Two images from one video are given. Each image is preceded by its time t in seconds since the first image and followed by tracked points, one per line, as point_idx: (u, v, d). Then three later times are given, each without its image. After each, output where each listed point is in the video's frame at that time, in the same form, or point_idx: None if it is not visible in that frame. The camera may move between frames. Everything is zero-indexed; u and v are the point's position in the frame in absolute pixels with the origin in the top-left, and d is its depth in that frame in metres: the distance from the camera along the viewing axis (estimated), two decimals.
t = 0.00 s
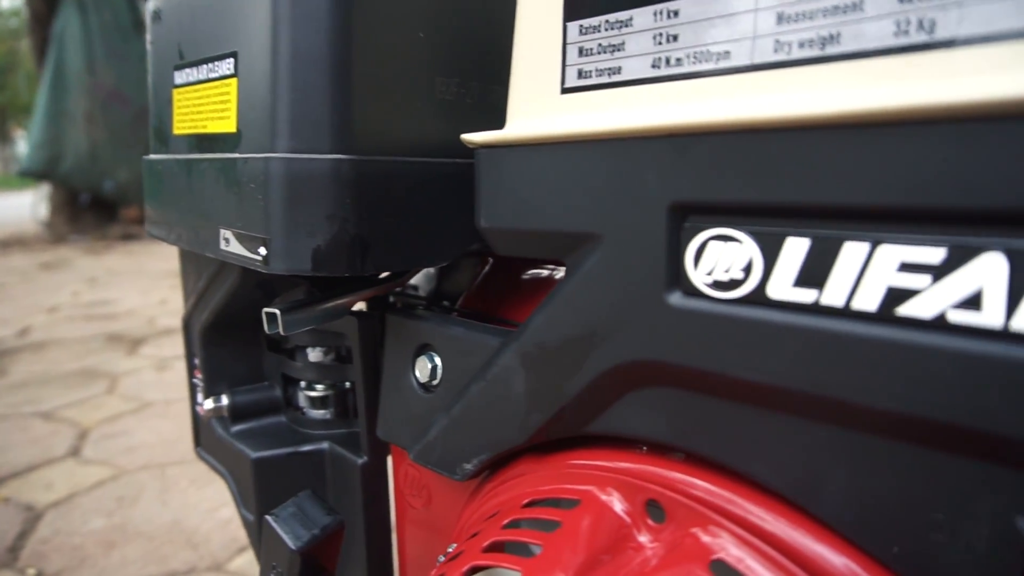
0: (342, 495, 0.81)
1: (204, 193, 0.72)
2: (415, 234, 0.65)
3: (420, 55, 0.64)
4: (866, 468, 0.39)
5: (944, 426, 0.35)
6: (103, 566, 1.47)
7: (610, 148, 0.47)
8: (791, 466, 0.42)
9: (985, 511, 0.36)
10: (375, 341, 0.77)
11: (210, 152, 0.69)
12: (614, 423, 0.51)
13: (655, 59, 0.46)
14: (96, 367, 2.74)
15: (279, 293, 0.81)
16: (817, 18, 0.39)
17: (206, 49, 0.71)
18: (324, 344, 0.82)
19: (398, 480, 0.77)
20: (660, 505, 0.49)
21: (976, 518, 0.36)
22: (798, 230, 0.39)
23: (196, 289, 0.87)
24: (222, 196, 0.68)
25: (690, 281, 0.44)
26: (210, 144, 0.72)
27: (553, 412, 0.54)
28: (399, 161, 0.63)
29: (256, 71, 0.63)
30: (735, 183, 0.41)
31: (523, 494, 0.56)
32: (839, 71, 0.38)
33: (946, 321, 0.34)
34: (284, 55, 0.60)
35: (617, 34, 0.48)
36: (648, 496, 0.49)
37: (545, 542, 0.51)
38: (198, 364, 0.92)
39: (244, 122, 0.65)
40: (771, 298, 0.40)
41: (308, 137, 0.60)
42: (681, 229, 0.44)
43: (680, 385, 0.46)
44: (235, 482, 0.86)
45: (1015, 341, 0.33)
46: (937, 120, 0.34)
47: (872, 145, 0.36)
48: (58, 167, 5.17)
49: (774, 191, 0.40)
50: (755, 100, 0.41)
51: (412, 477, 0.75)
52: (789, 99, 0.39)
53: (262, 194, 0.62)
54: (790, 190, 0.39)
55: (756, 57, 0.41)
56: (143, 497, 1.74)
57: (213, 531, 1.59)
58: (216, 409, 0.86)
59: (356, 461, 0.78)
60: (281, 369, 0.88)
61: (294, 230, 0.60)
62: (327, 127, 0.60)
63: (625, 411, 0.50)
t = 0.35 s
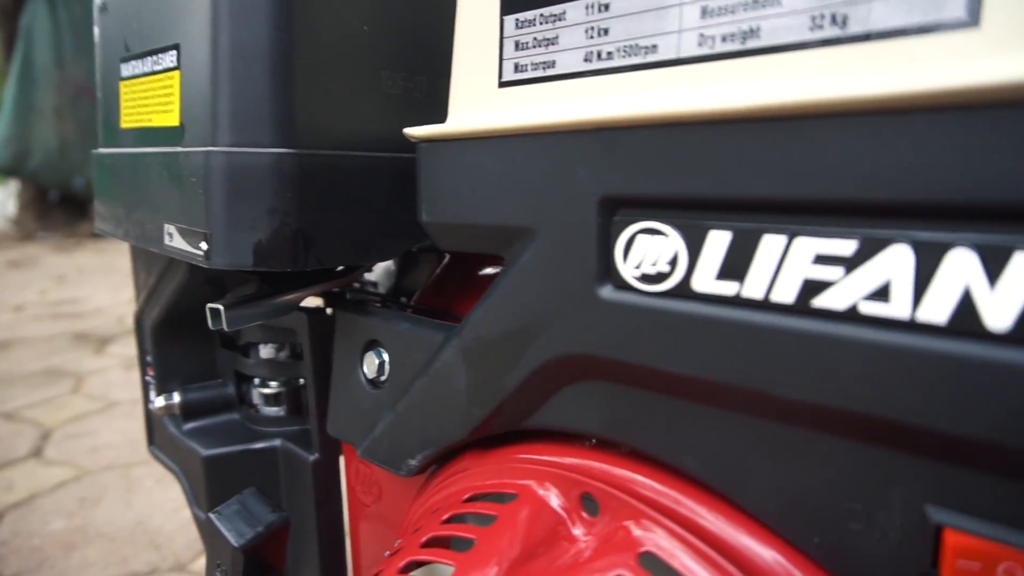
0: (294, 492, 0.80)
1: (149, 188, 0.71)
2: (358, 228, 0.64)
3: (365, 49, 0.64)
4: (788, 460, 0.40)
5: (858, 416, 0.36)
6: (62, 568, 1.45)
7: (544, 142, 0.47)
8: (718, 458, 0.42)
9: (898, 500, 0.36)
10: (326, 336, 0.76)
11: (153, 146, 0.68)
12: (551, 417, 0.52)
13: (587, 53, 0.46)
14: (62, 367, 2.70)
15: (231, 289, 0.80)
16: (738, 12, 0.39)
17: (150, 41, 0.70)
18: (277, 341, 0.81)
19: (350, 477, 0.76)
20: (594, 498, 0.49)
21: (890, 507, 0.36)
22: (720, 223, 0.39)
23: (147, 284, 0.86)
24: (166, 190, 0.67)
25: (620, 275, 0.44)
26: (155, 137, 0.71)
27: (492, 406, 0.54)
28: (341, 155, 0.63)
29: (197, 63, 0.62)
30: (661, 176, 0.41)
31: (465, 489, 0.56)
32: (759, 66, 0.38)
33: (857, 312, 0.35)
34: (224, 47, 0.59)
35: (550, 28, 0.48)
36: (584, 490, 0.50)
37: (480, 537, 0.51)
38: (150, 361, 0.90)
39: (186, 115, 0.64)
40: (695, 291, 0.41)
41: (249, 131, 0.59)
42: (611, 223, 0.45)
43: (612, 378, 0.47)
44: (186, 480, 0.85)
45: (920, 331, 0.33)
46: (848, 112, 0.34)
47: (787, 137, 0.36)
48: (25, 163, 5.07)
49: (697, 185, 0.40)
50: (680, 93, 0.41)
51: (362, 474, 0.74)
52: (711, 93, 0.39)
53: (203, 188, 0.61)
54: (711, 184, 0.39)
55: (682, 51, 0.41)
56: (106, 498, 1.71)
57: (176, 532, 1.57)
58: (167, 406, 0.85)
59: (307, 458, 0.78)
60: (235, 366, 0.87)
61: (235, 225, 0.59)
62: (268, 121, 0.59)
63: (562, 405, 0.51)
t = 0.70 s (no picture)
0: (247, 487, 0.79)
1: (95, 177, 0.69)
2: (304, 218, 0.64)
3: (314, 38, 0.63)
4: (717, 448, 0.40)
5: (781, 401, 0.36)
6: (19, 569, 1.42)
7: (484, 129, 0.47)
8: (651, 446, 0.42)
9: (822, 486, 0.36)
10: (278, 329, 0.76)
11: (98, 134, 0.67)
12: (493, 407, 0.51)
13: (525, 41, 0.46)
14: (27, 365, 2.65)
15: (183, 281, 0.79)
16: None
17: (96, 28, 0.69)
18: (232, 334, 0.80)
19: (303, 470, 0.76)
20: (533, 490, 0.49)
21: (814, 493, 0.36)
22: (649, 210, 0.39)
23: (99, 277, 0.84)
24: (111, 179, 0.66)
25: (556, 263, 0.44)
26: (100, 126, 0.69)
27: (436, 396, 0.54)
28: (288, 145, 0.62)
29: (140, 49, 0.61)
30: (594, 163, 0.41)
31: (409, 481, 0.56)
32: (690, 53, 0.38)
33: (780, 298, 0.35)
34: (166, 32, 0.57)
35: (490, 15, 0.48)
36: (523, 480, 0.49)
37: (417, 528, 0.50)
38: (102, 356, 0.87)
39: (131, 102, 0.63)
40: (627, 279, 0.40)
41: (192, 118, 0.58)
42: (547, 212, 0.44)
43: (549, 367, 0.46)
44: (137, 476, 0.83)
45: (838, 316, 0.33)
46: (771, 97, 0.34)
47: (713, 123, 0.36)
48: None
49: (627, 171, 0.40)
50: (613, 80, 0.41)
51: (316, 467, 0.74)
52: (642, 79, 0.39)
53: (146, 176, 0.59)
54: (641, 170, 0.39)
55: (616, 38, 0.41)
56: (67, 498, 1.69)
57: (140, 530, 1.55)
58: (118, 401, 0.83)
59: (259, 452, 0.77)
60: (190, 360, 0.85)
61: (178, 214, 0.58)
62: (212, 109, 0.58)
63: (502, 394, 0.50)
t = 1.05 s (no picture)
0: (197, 484, 0.79)
1: (36, 168, 0.68)
2: (247, 211, 0.63)
3: (258, 30, 0.62)
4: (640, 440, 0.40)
5: (696, 393, 0.36)
6: None
7: (417, 122, 0.47)
8: (578, 438, 0.43)
9: (736, 477, 0.36)
10: (227, 324, 0.75)
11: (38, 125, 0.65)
12: (430, 401, 0.51)
13: (458, 33, 0.46)
14: None
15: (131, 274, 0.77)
16: None
17: (36, 17, 0.67)
18: (181, 329, 0.79)
19: (252, 467, 0.75)
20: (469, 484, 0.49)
21: (729, 484, 0.37)
22: (572, 203, 0.39)
23: (46, 271, 0.82)
24: (51, 172, 0.64)
25: (486, 256, 0.44)
26: (41, 116, 0.68)
27: (374, 390, 0.54)
28: (230, 137, 0.62)
29: (77, 39, 0.59)
30: (520, 156, 0.41)
31: (348, 476, 0.56)
32: (610, 46, 0.38)
33: (693, 290, 0.35)
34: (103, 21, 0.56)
35: (425, 7, 0.48)
36: (457, 475, 0.49)
37: (352, 522, 0.50)
38: (50, 352, 0.86)
39: (69, 92, 0.62)
40: (551, 271, 0.41)
41: (129, 109, 0.57)
42: (477, 205, 0.44)
43: (481, 361, 0.47)
44: (85, 473, 0.82)
45: (747, 308, 0.33)
46: (685, 90, 0.34)
47: (630, 115, 0.36)
48: None
49: (551, 164, 0.40)
50: (539, 72, 0.41)
51: (264, 463, 0.73)
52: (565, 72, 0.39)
53: (82, 168, 0.58)
54: (564, 163, 0.39)
55: (542, 31, 0.41)
56: (25, 498, 1.66)
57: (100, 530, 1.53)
58: (66, 397, 0.82)
59: (207, 448, 0.76)
60: (140, 356, 0.84)
61: (116, 206, 0.57)
62: (150, 100, 0.57)
63: (438, 388, 0.50)
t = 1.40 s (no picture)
0: (150, 487, 0.78)
1: None
2: (197, 214, 0.63)
3: (208, 33, 0.62)
4: (570, 445, 0.40)
5: (620, 400, 0.36)
6: None
7: (359, 130, 0.47)
8: (511, 443, 0.43)
9: (659, 482, 0.37)
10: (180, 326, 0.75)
11: None
12: (373, 406, 0.52)
13: (399, 42, 0.46)
14: None
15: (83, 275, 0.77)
16: (523, 4, 0.39)
17: None
18: (135, 331, 0.79)
19: (206, 470, 0.75)
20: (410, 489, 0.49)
21: (652, 488, 0.37)
22: (503, 212, 0.40)
23: None
24: None
25: (423, 263, 0.45)
26: None
27: (319, 394, 0.54)
28: (180, 140, 0.61)
29: (22, 38, 0.59)
30: (455, 164, 0.42)
31: (294, 479, 0.56)
32: (540, 58, 0.39)
33: (615, 298, 0.35)
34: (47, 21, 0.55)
35: (367, 15, 0.48)
36: (399, 479, 0.50)
37: (294, 525, 0.50)
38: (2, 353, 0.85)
39: (15, 93, 0.61)
40: (485, 278, 0.41)
41: (75, 110, 0.56)
42: (415, 211, 0.45)
43: (420, 365, 0.47)
44: (37, 476, 0.81)
45: (665, 317, 0.34)
46: (607, 104, 0.35)
47: (557, 127, 0.37)
48: None
49: (484, 173, 0.40)
50: (473, 82, 0.41)
51: (218, 467, 0.73)
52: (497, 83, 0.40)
53: (26, 168, 0.57)
54: (495, 172, 0.40)
55: (478, 41, 0.42)
56: None
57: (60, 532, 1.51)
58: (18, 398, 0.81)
59: (161, 451, 0.76)
60: (94, 357, 0.83)
61: (60, 207, 0.56)
62: (96, 101, 0.57)
63: (381, 393, 0.51)
